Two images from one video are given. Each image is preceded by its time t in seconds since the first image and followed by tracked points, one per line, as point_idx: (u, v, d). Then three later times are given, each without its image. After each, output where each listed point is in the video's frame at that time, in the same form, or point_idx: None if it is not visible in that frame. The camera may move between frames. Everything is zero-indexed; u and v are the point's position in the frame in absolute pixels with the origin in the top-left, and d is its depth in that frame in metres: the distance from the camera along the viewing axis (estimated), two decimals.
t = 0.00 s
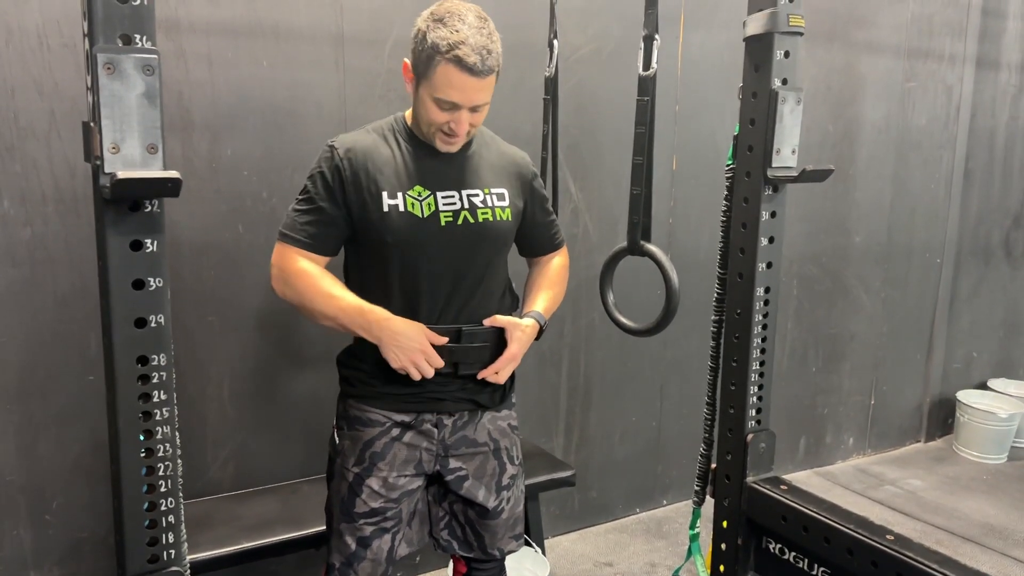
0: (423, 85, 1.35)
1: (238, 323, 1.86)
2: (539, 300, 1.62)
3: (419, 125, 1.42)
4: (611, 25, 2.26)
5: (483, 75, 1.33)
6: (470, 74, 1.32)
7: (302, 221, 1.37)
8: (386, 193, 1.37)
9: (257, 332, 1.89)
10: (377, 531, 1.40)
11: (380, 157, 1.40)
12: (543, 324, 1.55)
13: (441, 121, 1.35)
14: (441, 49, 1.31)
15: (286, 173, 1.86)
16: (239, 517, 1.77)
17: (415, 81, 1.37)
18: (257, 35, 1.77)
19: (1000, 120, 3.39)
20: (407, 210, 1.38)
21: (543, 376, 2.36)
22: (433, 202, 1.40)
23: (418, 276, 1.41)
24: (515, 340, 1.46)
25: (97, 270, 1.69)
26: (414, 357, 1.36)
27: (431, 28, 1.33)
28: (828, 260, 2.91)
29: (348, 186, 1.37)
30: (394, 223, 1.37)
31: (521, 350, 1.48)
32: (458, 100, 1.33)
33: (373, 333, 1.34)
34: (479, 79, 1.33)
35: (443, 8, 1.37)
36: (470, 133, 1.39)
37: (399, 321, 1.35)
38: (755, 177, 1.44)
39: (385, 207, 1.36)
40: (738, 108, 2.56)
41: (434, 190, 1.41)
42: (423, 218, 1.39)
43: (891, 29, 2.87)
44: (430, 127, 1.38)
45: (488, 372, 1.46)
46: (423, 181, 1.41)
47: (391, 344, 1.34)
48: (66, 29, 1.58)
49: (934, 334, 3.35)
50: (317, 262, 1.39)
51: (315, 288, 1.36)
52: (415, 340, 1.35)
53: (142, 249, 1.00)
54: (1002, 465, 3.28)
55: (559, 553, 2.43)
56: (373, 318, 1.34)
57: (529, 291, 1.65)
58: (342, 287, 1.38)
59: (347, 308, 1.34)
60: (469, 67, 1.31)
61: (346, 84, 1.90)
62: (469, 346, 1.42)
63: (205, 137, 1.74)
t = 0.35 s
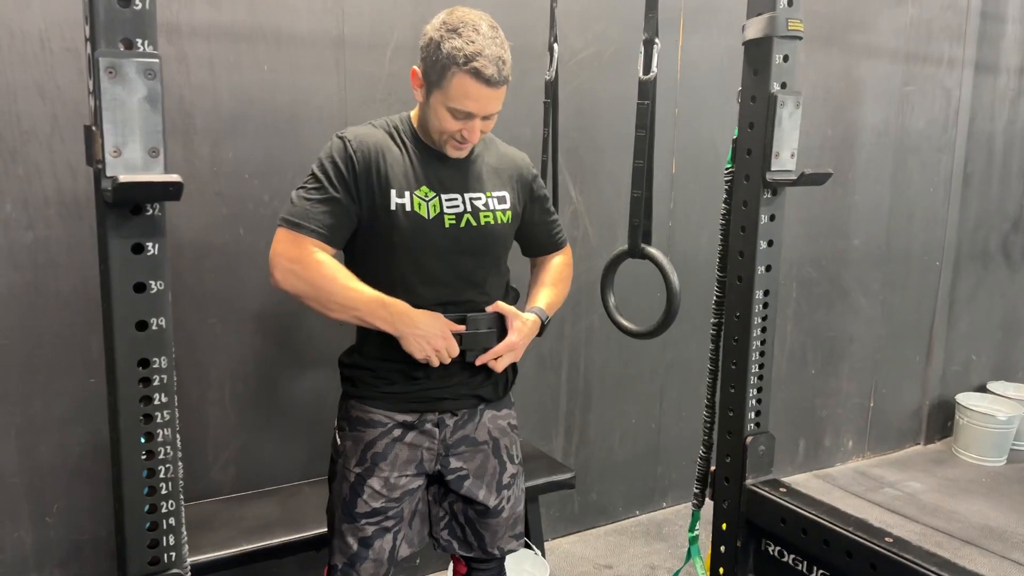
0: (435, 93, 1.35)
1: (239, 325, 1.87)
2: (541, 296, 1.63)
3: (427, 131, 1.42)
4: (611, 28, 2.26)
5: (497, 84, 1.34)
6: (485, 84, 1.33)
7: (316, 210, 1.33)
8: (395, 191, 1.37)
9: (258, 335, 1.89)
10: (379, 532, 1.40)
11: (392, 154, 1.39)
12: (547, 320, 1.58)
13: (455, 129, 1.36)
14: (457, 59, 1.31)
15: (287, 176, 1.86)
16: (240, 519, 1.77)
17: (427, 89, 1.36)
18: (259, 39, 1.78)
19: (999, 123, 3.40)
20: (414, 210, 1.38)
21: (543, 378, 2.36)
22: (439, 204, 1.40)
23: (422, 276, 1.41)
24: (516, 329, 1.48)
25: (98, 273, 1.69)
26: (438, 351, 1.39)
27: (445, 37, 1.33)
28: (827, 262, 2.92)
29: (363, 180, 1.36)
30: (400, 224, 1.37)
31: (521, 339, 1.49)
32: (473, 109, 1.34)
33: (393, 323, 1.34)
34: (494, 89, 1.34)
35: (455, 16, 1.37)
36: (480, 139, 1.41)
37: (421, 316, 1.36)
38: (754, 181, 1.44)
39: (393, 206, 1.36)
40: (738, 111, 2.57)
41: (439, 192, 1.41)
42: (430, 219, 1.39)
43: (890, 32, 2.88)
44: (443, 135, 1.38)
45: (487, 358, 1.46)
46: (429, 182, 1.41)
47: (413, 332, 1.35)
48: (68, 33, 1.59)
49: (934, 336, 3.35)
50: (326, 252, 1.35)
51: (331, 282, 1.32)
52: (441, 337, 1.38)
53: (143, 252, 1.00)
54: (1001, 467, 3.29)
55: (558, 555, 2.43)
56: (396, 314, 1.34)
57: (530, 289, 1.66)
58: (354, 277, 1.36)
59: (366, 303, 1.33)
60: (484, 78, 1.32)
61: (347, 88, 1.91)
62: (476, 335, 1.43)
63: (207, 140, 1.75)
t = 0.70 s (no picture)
0: (440, 96, 1.35)
1: (239, 326, 1.87)
2: (544, 298, 1.64)
3: (430, 132, 1.42)
4: (610, 30, 2.26)
5: (502, 90, 1.34)
6: (490, 89, 1.33)
7: (320, 205, 1.32)
8: (398, 189, 1.37)
9: (258, 336, 1.89)
10: (379, 533, 1.40)
11: (396, 152, 1.39)
12: (550, 320, 1.60)
13: (457, 132, 1.36)
14: (463, 64, 1.31)
15: (287, 177, 1.86)
16: (239, 520, 1.77)
17: (431, 91, 1.36)
18: (259, 39, 1.78)
19: (1000, 124, 3.40)
20: (417, 209, 1.38)
21: (543, 380, 2.36)
22: (440, 204, 1.40)
23: (422, 276, 1.41)
24: (512, 327, 1.49)
25: (98, 274, 1.69)
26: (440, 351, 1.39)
27: (452, 41, 1.32)
28: (827, 264, 2.92)
29: (369, 176, 1.36)
30: (401, 224, 1.37)
31: (517, 337, 1.50)
32: (477, 114, 1.34)
33: (394, 321, 1.34)
34: (499, 94, 1.34)
35: (462, 19, 1.36)
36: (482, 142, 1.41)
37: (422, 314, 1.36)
38: (754, 182, 1.44)
39: (394, 204, 1.36)
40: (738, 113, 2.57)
41: (441, 192, 1.41)
42: (431, 219, 1.39)
43: (890, 34, 2.88)
44: (445, 137, 1.38)
45: (484, 354, 1.46)
46: (432, 182, 1.41)
47: (414, 331, 1.35)
48: (68, 34, 1.59)
49: (934, 338, 3.35)
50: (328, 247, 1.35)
51: (334, 277, 1.32)
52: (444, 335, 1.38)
53: (143, 253, 1.00)
54: (1001, 469, 3.28)
55: (558, 556, 2.43)
56: (399, 311, 1.34)
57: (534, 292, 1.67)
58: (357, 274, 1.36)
59: (370, 299, 1.33)
60: (489, 83, 1.32)
61: (347, 89, 1.91)
62: (475, 331, 1.45)
63: (207, 141, 1.75)
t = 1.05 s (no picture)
0: (439, 98, 1.34)
1: (238, 327, 1.87)
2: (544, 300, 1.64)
3: (429, 134, 1.42)
4: (610, 30, 2.26)
5: (501, 94, 1.34)
6: (489, 92, 1.32)
7: (322, 204, 1.32)
8: (398, 187, 1.37)
9: (257, 336, 1.89)
10: (378, 534, 1.40)
11: (398, 152, 1.39)
12: (552, 326, 1.59)
13: (456, 135, 1.36)
14: (462, 67, 1.31)
15: (286, 177, 1.86)
16: (238, 521, 1.77)
17: (431, 93, 1.36)
18: (259, 40, 1.78)
19: (1000, 125, 3.40)
20: (417, 209, 1.38)
21: (543, 380, 2.36)
22: (440, 204, 1.40)
23: (421, 277, 1.41)
24: (511, 330, 1.49)
25: (97, 274, 1.69)
26: (441, 348, 1.38)
27: (452, 44, 1.32)
28: (828, 265, 2.92)
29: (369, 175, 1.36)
30: (400, 224, 1.37)
31: (515, 341, 1.49)
32: (475, 117, 1.33)
33: (395, 320, 1.34)
34: (498, 98, 1.34)
35: (462, 22, 1.36)
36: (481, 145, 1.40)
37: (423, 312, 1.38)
38: (754, 182, 1.44)
39: (394, 203, 1.36)
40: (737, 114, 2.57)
41: (441, 192, 1.41)
42: (430, 218, 1.39)
43: (891, 34, 2.88)
44: (443, 139, 1.38)
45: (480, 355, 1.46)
46: (432, 181, 1.41)
47: (415, 331, 1.35)
48: (68, 34, 1.59)
49: (934, 339, 3.35)
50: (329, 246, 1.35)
51: (337, 275, 1.32)
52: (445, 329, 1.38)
53: (141, 253, 1.00)
54: (1001, 469, 3.28)
55: (558, 557, 2.43)
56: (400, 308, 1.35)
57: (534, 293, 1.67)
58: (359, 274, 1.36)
59: (372, 298, 1.33)
60: (488, 86, 1.31)
61: (346, 89, 1.91)
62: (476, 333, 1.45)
63: (207, 141, 1.75)
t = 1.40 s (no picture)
0: (444, 101, 1.34)
1: (238, 327, 1.86)
2: (553, 304, 1.63)
3: (432, 136, 1.41)
4: (610, 30, 2.26)
5: (506, 99, 1.33)
6: (495, 97, 1.32)
7: (309, 213, 1.36)
8: (396, 194, 1.36)
9: (257, 336, 1.89)
10: (378, 536, 1.40)
11: (397, 153, 1.39)
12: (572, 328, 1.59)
13: (460, 139, 1.36)
14: (468, 71, 1.30)
15: (287, 177, 1.86)
16: (239, 520, 1.76)
17: (435, 95, 1.36)
18: (259, 40, 1.78)
19: (1000, 125, 3.40)
20: (417, 213, 1.38)
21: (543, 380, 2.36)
22: (442, 207, 1.40)
23: (423, 280, 1.41)
24: (546, 349, 1.48)
25: (97, 274, 1.69)
26: (405, 362, 1.32)
27: (458, 47, 1.32)
28: (828, 265, 2.92)
29: (359, 185, 1.36)
30: (401, 227, 1.37)
31: (552, 356, 1.50)
32: (480, 121, 1.33)
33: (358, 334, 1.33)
34: (503, 103, 1.33)
35: (469, 25, 1.36)
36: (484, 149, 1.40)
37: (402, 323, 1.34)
38: (754, 182, 1.44)
39: (393, 209, 1.36)
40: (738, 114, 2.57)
41: (443, 195, 1.41)
42: (431, 223, 1.39)
43: (891, 34, 2.88)
44: (447, 141, 1.38)
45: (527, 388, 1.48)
46: (433, 185, 1.40)
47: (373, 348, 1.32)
48: (68, 34, 1.59)
49: (934, 339, 3.35)
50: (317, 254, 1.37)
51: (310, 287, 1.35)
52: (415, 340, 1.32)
53: (142, 252, 1.00)
54: (1002, 469, 3.28)
55: (558, 556, 2.43)
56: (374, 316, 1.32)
57: (540, 296, 1.66)
58: (339, 282, 1.36)
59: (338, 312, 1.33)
60: (494, 91, 1.31)
61: (346, 89, 1.91)
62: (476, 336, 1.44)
63: (207, 141, 1.75)
